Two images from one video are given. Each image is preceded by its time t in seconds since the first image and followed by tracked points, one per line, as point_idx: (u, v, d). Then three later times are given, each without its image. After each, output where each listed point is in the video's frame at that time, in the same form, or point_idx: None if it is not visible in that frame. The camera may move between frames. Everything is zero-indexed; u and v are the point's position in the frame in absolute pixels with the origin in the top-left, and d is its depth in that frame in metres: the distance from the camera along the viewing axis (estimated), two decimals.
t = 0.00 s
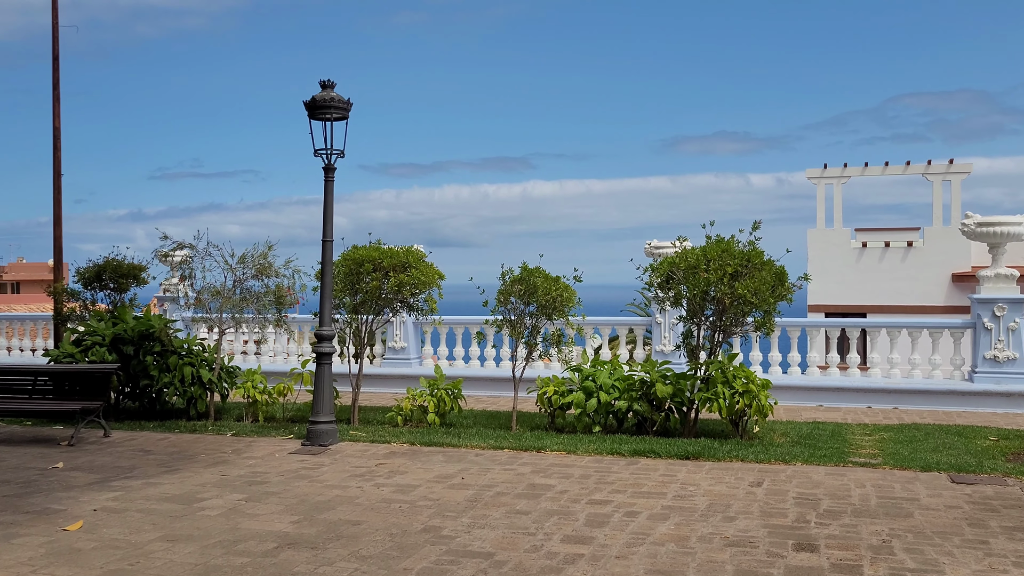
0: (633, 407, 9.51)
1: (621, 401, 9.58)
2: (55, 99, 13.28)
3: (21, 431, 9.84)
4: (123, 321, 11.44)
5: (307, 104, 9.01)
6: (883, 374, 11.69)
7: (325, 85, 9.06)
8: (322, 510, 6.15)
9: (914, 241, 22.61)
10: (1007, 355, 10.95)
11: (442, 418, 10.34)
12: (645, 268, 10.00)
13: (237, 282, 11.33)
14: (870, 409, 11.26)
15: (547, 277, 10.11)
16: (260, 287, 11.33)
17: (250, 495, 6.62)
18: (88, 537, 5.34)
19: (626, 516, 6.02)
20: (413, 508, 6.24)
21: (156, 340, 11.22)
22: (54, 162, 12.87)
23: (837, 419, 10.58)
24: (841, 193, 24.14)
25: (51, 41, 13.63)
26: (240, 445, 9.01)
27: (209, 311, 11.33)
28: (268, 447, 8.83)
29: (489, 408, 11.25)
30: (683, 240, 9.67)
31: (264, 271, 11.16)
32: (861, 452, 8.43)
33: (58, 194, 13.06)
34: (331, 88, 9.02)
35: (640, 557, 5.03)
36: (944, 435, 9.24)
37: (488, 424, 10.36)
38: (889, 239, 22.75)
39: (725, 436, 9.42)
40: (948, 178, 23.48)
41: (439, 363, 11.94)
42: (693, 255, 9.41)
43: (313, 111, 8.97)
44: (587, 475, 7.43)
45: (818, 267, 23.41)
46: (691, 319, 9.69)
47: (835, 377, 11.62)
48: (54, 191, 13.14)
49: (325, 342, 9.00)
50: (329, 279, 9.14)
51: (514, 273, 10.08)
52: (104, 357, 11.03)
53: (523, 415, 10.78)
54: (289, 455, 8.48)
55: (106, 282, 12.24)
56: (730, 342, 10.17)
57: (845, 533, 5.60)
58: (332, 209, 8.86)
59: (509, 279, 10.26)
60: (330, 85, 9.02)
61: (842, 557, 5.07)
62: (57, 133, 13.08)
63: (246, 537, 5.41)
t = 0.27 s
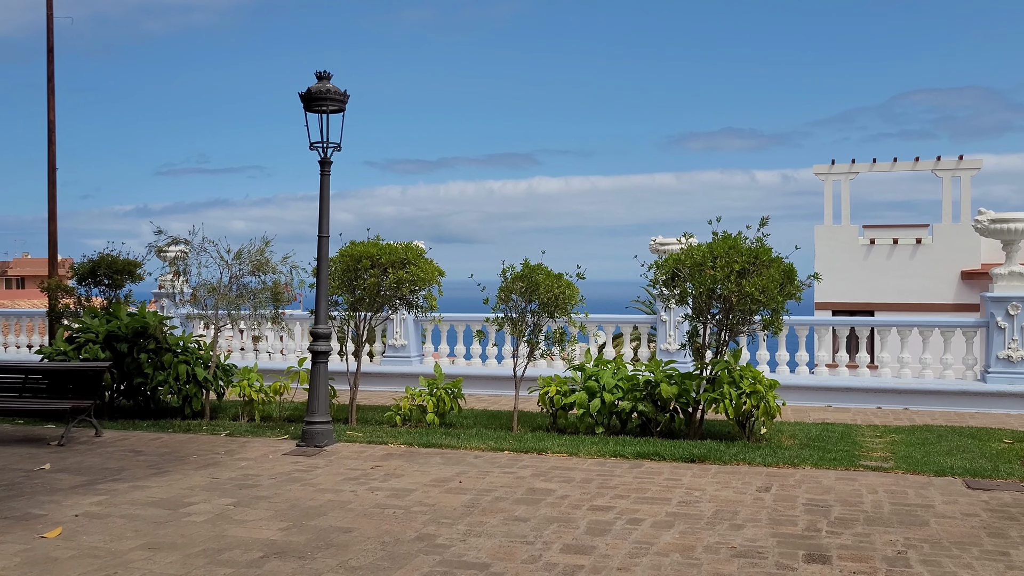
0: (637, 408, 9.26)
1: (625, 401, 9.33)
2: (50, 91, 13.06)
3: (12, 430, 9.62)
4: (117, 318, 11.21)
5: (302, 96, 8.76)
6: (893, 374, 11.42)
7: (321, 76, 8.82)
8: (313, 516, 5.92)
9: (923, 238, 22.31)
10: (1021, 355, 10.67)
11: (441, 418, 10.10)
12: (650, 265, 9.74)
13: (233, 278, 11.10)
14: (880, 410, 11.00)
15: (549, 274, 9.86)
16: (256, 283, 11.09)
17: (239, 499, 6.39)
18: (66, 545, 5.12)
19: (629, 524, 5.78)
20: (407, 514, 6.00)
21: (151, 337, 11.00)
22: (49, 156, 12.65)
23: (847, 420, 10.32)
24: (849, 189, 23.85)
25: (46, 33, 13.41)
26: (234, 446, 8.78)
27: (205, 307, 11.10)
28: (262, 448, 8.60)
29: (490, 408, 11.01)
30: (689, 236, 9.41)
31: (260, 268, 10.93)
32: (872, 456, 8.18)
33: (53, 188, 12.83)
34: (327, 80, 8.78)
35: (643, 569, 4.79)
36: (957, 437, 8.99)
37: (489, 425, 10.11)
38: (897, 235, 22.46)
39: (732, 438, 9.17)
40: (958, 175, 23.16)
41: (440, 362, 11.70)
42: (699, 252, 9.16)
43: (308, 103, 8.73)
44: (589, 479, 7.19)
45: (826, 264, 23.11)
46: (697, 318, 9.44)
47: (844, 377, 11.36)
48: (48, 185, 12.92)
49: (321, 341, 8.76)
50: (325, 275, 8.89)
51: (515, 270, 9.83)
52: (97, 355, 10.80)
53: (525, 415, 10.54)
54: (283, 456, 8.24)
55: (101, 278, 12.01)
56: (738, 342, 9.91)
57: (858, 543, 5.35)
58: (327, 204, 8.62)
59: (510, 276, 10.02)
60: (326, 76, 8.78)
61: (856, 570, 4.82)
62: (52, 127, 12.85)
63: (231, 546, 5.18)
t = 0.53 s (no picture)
0: (630, 404, 9.01)
1: (618, 396, 9.09)
2: (29, 79, 12.73)
3: None
4: (97, 311, 10.90)
5: (286, 81, 8.48)
6: (891, 369, 11.20)
7: (305, 61, 8.54)
8: (292, 517, 5.66)
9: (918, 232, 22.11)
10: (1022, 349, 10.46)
11: (429, 414, 9.84)
12: (644, 257, 9.48)
13: (216, 270, 10.81)
14: (878, 405, 10.78)
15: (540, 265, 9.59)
16: (240, 276, 10.80)
17: (216, 499, 6.12)
18: (29, 549, 4.84)
19: (623, 525, 5.54)
20: (391, 515, 5.75)
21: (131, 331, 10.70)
22: (27, 145, 12.32)
23: (844, 416, 10.11)
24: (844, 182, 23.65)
25: (25, 19, 13.08)
26: (215, 443, 8.51)
27: (187, 300, 10.80)
28: (243, 445, 8.33)
29: (479, 403, 10.77)
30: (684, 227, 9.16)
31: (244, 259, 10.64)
32: (872, 452, 7.95)
33: (32, 178, 12.51)
34: (311, 65, 8.50)
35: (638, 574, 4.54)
36: (958, 433, 8.77)
37: (478, 421, 9.85)
38: (892, 229, 22.25)
39: (727, 434, 8.93)
40: (953, 168, 22.96)
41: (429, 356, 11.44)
42: (694, 243, 8.91)
43: (291, 88, 8.45)
44: (581, 477, 6.94)
45: (820, 258, 22.90)
46: (692, 311, 9.19)
47: (841, 372, 11.14)
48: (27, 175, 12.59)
49: (304, 334, 8.48)
50: (309, 267, 8.62)
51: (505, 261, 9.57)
52: (75, 349, 10.49)
53: (515, 410, 10.28)
54: (265, 453, 7.97)
55: (80, 271, 11.70)
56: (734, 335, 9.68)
57: (863, 546, 5.12)
58: (311, 193, 8.35)
59: (501, 268, 9.76)
60: (310, 61, 8.50)
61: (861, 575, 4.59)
62: (30, 115, 12.53)
63: (205, 550, 4.92)
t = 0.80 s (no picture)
0: (622, 405, 8.76)
1: (609, 398, 8.84)
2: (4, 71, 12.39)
3: None
4: (72, 310, 10.59)
5: (265, 73, 8.19)
6: (887, 369, 10.99)
7: (285, 52, 8.26)
8: (267, 529, 5.39)
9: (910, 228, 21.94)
10: (1020, 348, 10.26)
11: (415, 416, 9.57)
12: (636, 255, 9.23)
13: (196, 268, 10.51)
14: (874, 406, 10.56)
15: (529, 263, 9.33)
16: (221, 274, 10.50)
17: (188, 509, 5.84)
18: None
19: (614, 536, 5.29)
20: (372, 526, 5.49)
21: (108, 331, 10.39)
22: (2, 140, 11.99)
23: (839, 418, 9.90)
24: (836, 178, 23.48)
25: None
26: (192, 447, 8.23)
27: (166, 299, 10.50)
28: (222, 449, 8.05)
29: (467, 404, 10.51)
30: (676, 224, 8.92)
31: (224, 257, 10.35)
32: (870, 456, 7.72)
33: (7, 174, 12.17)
34: (291, 56, 8.21)
35: None
36: (957, 435, 8.56)
37: (465, 423, 9.59)
38: (884, 225, 22.08)
39: (721, 437, 8.70)
40: (946, 163, 22.81)
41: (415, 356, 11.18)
42: (687, 240, 8.67)
43: (271, 80, 8.17)
44: (571, 484, 6.69)
45: (812, 255, 22.72)
46: (684, 310, 8.95)
47: (836, 371, 10.93)
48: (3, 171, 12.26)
49: (285, 335, 8.20)
50: (290, 265, 8.33)
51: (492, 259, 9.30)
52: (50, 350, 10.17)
53: (503, 412, 10.02)
54: (244, 458, 7.69)
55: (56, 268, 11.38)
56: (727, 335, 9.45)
57: (865, 558, 4.89)
58: (292, 189, 8.06)
59: (488, 266, 9.50)
60: (291, 52, 8.22)
61: None
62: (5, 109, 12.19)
63: (172, 566, 4.65)
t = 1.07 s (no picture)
0: (609, 412, 8.51)
1: (597, 404, 8.58)
2: None
3: None
4: (44, 314, 10.26)
5: (241, 68, 7.91)
6: (880, 374, 10.78)
7: (263, 46, 7.98)
8: (235, 544, 5.11)
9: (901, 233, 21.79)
10: (1015, 353, 10.04)
11: (398, 423, 9.29)
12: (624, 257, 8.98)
13: (173, 270, 10.21)
14: (867, 412, 10.35)
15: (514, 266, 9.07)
16: (198, 276, 10.20)
17: (153, 522, 5.55)
18: None
19: (601, 551, 5.03)
20: (346, 541, 5.21)
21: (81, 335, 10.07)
22: None
23: (832, 425, 9.68)
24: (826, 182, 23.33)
25: None
26: (165, 455, 7.93)
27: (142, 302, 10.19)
28: (195, 458, 7.76)
29: (451, 411, 10.24)
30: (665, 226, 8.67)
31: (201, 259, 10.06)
32: (865, 465, 7.49)
33: None
34: (269, 51, 7.93)
35: None
36: (953, 443, 8.35)
37: (449, 430, 9.32)
38: (875, 229, 21.93)
39: (712, 445, 8.46)
40: (936, 167, 22.69)
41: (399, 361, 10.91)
42: (676, 242, 8.42)
43: (248, 76, 7.89)
44: (556, 495, 6.43)
45: (802, 259, 22.53)
46: (674, 314, 8.71)
47: (829, 377, 10.71)
48: None
49: (261, 340, 7.90)
50: (267, 267, 8.04)
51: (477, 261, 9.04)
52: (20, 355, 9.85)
53: (488, 418, 9.76)
54: (217, 467, 7.40)
55: (29, 270, 11.05)
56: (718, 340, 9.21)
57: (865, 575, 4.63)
58: (269, 188, 7.80)
59: (473, 269, 9.23)
60: (268, 47, 7.94)
61: None
62: None
63: None
